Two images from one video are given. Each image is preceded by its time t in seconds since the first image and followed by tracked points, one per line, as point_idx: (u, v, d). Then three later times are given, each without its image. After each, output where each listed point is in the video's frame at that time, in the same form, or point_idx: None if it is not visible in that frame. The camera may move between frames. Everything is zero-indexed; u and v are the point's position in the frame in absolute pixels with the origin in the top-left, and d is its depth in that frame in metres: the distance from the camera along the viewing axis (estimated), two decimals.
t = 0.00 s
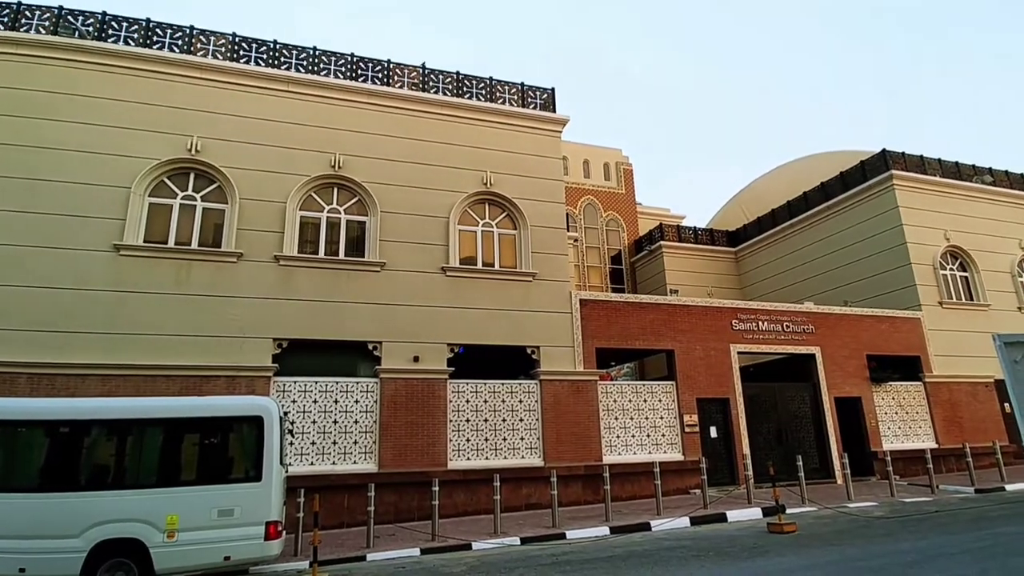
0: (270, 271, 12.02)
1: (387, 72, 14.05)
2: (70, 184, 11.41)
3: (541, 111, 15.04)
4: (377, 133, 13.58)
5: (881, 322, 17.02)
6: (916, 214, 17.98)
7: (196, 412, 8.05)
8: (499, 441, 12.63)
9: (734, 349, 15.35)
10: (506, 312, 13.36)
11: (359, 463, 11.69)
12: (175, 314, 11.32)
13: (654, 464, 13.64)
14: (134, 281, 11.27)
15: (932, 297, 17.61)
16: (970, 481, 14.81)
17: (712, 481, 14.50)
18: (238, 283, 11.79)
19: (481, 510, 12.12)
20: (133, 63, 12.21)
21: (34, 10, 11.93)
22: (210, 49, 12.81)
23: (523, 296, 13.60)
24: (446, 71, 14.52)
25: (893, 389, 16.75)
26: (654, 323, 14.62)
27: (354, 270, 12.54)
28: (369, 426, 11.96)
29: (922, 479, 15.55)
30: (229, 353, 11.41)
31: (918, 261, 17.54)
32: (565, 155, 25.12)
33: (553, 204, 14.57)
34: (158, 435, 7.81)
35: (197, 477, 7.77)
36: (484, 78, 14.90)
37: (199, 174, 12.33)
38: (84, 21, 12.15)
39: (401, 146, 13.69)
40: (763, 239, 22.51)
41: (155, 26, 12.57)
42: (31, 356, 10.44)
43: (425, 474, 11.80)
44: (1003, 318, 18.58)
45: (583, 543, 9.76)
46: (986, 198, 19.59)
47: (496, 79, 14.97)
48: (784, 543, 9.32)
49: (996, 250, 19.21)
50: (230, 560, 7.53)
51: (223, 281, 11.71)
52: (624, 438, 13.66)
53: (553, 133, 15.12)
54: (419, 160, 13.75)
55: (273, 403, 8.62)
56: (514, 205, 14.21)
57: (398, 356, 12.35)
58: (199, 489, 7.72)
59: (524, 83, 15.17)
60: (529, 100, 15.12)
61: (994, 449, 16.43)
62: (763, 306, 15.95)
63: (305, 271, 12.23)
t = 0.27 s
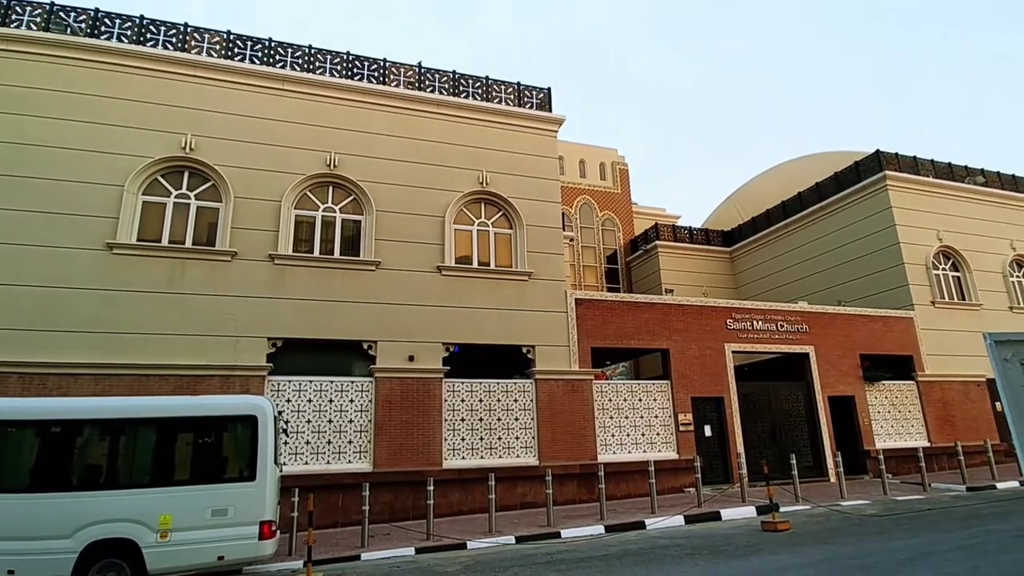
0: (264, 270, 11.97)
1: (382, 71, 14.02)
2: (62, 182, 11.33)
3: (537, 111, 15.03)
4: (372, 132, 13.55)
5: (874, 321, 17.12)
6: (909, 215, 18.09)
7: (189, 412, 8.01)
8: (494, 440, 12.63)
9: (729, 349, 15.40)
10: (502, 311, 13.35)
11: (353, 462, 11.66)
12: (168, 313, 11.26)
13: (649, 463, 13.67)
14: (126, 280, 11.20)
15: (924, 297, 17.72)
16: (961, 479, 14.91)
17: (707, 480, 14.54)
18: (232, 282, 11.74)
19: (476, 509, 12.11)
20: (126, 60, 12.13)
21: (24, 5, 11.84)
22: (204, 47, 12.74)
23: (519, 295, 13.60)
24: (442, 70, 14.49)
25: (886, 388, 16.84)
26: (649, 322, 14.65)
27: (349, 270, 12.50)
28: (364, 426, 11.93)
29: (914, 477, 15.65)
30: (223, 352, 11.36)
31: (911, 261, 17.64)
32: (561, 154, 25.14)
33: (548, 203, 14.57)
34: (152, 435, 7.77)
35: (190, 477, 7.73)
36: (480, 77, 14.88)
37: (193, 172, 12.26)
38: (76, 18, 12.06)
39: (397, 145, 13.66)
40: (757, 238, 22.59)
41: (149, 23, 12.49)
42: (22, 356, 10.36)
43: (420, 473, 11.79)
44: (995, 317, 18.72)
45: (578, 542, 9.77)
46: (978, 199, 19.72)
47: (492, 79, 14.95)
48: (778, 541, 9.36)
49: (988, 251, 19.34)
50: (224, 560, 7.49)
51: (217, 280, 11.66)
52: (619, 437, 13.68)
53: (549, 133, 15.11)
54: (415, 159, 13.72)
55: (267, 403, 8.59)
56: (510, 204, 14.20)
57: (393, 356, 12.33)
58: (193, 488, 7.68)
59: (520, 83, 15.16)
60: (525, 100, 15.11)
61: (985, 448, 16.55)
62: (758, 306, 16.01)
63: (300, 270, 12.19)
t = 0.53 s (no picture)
0: (265, 272, 11.97)
1: (383, 72, 14.02)
2: (63, 183, 11.33)
3: (538, 112, 15.04)
4: (373, 133, 13.55)
5: (875, 321, 17.13)
6: (909, 215, 18.09)
7: (190, 413, 8.01)
8: (496, 441, 12.63)
9: (729, 349, 15.40)
10: (504, 312, 13.36)
11: (355, 463, 11.66)
12: (169, 314, 11.26)
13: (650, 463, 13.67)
14: (127, 281, 11.20)
15: (925, 296, 17.73)
16: (962, 479, 14.92)
17: (708, 480, 14.55)
18: (234, 283, 11.74)
19: (478, 509, 12.12)
20: (126, 61, 12.12)
21: (22, 5, 11.82)
22: (205, 48, 12.74)
23: (520, 296, 13.60)
24: (443, 71, 14.49)
25: (887, 388, 16.85)
26: (650, 322, 14.65)
27: (350, 271, 12.50)
28: (365, 427, 11.94)
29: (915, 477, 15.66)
30: (224, 354, 11.36)
31: (911, 261, 17.65)
32: (562, 155, 25.14)
33: (549, 204, 14.57)
34: (153, 436, 7.77)
35: (192, 478, 7.74)
36: (481, 78, 14.89)
37: (193, 173, 12.27)
38: (75, 19, 12.06)
39: (398, 146, 13.66)
40: (758, 239, 22.61)
41: (149, 25, 12.49)
42: (22, 357, 10.35)
43: (421, 474, 11.79)
44: (995, 317, 18.72)
45: (580, 543, 9.77)
46: (978, 199, 19.73)
47: (493, 79, 14.95)
48: (779, 541, 9.36)
49: (988, 251, 19.35)
50: (226, 561, 7.50)
51: (218, 281, 11.66)
52: (621, 437, 13.69)
53: (550, 133, 15.11)
54: (416, 160, 13.72)
55: (268, 403, 8.59)
56: (511, 205, 14.20)
57: (395, 357, 12.33)
58: (194, 490, 7.69)
59: (521, 84, 15.16)
60: (526, 101, 15.12)
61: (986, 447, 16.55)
62: (758, 306, 16.01)
63: (301, 271, 12.19)
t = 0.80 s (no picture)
0: (271, 273, 12.01)
1: (388, 74, 14.05)
2: (69, 187, 11.39)
3: (542, 113, 15.04)
4: (378, 135, 13.58)
5: (882, 322, 17.05)
6: (916, 214, 18.02)
7: (197, 415, 8.04)
8: (501, 442, 12.63)
9: (735, 350, 15.36)
10: (509, 313, 13.36)
11: (361, 465, 11.68)
12: (175, 316, 11.31)
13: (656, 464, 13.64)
14: (134, 283, 11.25)
15: (932, 296, 17.65)
16: (971, 480, 14.83)
17: (714, 481, 14.51)
18: (240, 285, 11.78)
19: (484, 510, 12.12)
20: (131, 65, 12.18)
21: (27, 9, 11.89)
22: (210, 51, 12.80)
23: (525, 297, 13.60)
24: (447, 72, 14.52)
25: (894, 388, 16.78)
26: (655, 323, 14.63)
27: (355, 272, 12.53)
28: (371, 428, 11.96)
29: (923, 478, 15.58)
30: (230, 356, 11.40)
31: (918, 261, 17.57)
32: (566, 156, 25.14)
33: (554, 205, 14.57)
34: (160, 438, 7.80)
35: (198, 479, 7.76)
36: (486, 80, 14.90)
37: (199, 176, 12.32)
38: (81, 23, 12.14)
39: (402, 147, 13.68)
40: (763, 239, 22.55)
41: (155, 28, 12.56)
42: (29, 360, 10.41)
43: (427, 476, 11.80)
44: (1003, 317, 18.61)
45: (586, 544, 9.76)
46: (985, 198, 19.63)
47: (497, 81, 14.97)
48: (786, 543, 9.33)
49: (996, 250, 19.24)
50: (232, 562, 7.51)
51: (224, 283, 11.71)
52: (627, 438, 13.67)
53: (554, 134, 15.11)
54: (421, 162, 13.74)
55: (274, 405, 8.62)
56: (516, 206, 14.21)
57: (400, 358, 12.35)
58: (201, 491, 7.71)
59: (525, 85, 15.17)
60: (530, 102, 15.13)
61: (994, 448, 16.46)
62: (764, 307, 15.96)
63: (307, 273, 12.23)
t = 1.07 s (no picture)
0: (281, 276, 12.08)
1: (397, 77, 14.09)
2: (81, 191, 11.49)
3: (551, 115, 15.04)
4: (387, 138, 13.62)
5: (893, 323, 16.93)
6: (927, 215, 17.88)
7: (207, 417, 8.08)
8: (510, 445, 12.63)
9: (745, 351, 15.28)
10: (518, 315, 13.36)
11: (370, 467, 11.72)
12: (186, 318, 11.38)
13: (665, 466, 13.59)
14: (145, 286, 11.34)
15: (944, 297, 17.50)
16: (984, 483, 14.68)
17: (724, 484, 14.44)
18: (250, 287, 11.85)
19: (493, 512, 12.12)
20: (142, 69, 12.28)
21: (39, 14, 12.01)
22: (221, 55, 12.89)
23: (534, 299, 13.60)
24: (456, 75, 14.54)
25: (906, 390, 16.64)
26: (664, 325, 14.58)
27: (365, 275, 12.57)
28: (380, 430, 11.99)
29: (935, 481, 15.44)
30: (241, 358, 11.47)
31: (930, 261, 17.43)
32: (575, 157, 25.12)
33: (563, 207, 14.56)
34: (172, 439, 7.86)
35: (209, 481, 7.82)
36: (494, 82, 14.92)
37: (210, 179, 12.40)
38: (94, 28, 12.27)
39: (411, 150, 13.72)
40: (773, 240, 22.44)
41: (166, 33, 12.65)
42: (42, 362, 10.51)
43: (436, 477, 11.82)
44: (1016, 318, 18.43)
45: (595, 546, 9.74)
46: (997, 198, 19.45)
47: (505, 83, 14.99)
48: (796, 546, 9.27)
49: (1008, 251, 19.06)
50: (243, 563, 7.57)
51: (234, 286, 11.78)
52: (636, 440, 13.63)
53: (563, 136, 15.11)
54: (429, 164, 13.77)
55: (284, 407, 8.66)
56: (525, 209, 14.21)
57: (409, 360, 12.38)
58: (212, 492, 7.76)
59: (534, 87, 15.17)
60: (539, 104, 15.13)
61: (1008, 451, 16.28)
62: (774, 308, 15.88)
63: (317, 276, 12.28)
